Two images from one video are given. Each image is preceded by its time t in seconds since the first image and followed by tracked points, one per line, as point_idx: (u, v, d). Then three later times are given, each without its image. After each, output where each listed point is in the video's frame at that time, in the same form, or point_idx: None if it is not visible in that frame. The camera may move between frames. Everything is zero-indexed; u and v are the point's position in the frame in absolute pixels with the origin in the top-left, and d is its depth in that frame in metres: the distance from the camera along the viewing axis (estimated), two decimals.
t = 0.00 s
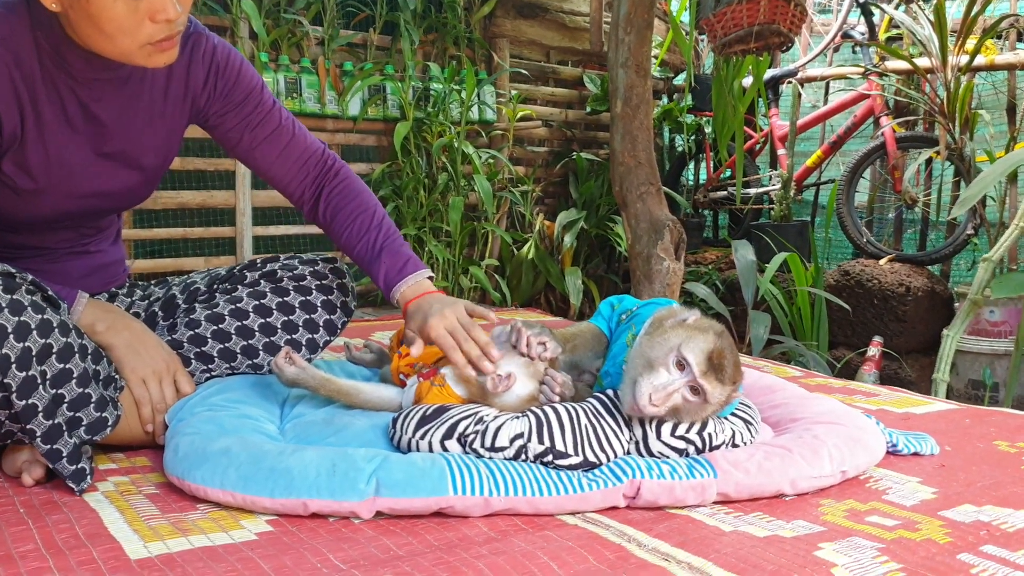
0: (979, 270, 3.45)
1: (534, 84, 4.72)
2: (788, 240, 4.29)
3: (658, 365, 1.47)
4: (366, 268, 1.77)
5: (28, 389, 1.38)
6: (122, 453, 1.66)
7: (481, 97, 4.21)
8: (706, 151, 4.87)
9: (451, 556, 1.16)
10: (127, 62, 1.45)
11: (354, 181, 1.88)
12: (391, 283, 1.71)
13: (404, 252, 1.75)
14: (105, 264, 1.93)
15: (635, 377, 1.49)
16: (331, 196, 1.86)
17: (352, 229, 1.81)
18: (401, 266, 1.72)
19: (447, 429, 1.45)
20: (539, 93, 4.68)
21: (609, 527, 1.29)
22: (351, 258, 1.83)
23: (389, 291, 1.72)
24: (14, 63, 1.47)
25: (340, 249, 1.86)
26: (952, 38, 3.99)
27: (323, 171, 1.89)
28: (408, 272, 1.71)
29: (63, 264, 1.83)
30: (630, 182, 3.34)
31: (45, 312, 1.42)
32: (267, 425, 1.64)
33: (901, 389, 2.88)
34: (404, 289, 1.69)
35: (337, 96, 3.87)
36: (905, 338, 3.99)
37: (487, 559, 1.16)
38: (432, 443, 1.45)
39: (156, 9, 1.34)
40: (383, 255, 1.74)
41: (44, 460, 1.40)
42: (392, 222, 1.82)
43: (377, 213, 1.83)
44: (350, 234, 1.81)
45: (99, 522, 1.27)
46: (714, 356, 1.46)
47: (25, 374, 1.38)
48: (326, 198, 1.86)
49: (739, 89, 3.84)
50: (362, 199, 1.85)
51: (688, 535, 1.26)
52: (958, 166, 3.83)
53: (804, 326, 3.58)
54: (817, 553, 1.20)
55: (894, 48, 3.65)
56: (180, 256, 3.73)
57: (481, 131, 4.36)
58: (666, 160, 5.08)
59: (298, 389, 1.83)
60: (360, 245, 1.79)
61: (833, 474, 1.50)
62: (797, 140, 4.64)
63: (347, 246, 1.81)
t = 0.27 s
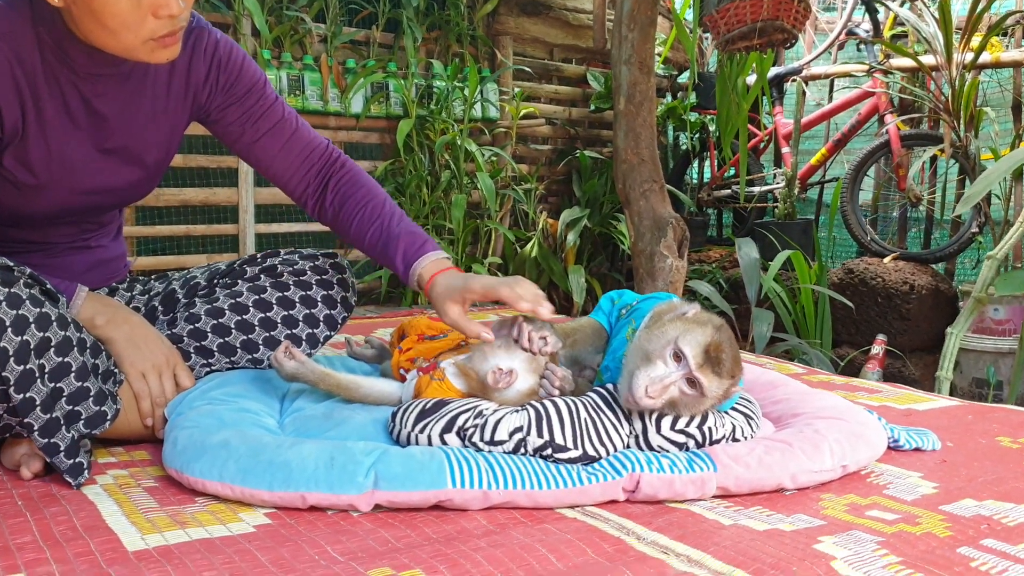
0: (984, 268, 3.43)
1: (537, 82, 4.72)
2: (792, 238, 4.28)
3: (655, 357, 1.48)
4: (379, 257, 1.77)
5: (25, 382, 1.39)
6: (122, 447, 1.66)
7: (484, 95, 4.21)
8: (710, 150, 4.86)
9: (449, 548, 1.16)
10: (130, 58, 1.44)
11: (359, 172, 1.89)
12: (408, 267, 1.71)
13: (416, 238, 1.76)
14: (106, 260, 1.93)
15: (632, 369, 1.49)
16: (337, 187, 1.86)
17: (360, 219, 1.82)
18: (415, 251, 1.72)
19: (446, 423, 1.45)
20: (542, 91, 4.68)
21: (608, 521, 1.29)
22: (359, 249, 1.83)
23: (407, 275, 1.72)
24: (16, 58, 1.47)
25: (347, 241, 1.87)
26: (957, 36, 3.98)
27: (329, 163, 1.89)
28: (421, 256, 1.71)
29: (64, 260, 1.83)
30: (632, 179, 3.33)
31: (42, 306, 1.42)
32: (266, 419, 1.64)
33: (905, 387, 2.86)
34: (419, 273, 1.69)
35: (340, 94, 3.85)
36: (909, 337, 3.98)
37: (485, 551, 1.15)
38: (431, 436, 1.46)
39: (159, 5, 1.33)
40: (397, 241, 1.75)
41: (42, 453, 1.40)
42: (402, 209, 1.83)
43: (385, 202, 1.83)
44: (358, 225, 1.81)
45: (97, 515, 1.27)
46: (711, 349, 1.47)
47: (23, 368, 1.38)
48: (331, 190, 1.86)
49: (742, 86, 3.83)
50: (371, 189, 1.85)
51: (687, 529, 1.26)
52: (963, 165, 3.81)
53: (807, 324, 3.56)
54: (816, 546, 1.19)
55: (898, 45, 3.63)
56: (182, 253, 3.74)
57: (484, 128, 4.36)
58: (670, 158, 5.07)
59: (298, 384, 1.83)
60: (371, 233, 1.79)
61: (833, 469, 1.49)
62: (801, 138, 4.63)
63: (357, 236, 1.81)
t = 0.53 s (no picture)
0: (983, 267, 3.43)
1: (537, 81, 4.72)
2: (791, 238, 4.28)
3: (650, 350, 1.48)
4: (402, 246, 1.80)
5: (18, 377, 1.39)
6: (117, 441, 1.66)
7: (484, 93, 4.21)
8: (709, 149, 4.85)
9: (442, 541, 1.16)
10: (131, 52, 1.42)
11: (363, 160, 1.91)
12: (433, 256, 1.76)
13: (432, 225, 1.80)
14: (102, 255, 1.93)
15: (628, 362, 1.50)
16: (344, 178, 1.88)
17: (369, 208, 1.84)
18: (432, 240, 1.77)
19: (442, 417, 1.45)
20: (543, 90, 4.68)
21: (604, 515, 1.29)
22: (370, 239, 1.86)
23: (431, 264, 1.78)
24: (14, 53, 1.45)
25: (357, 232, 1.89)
26: (956, 36, 3.98)
27: (333, 154, 1.91)
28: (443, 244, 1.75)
29: (60, 254, 1.83)
30: (632, 178, 3.32)
31: (36, 300, 1.42)
32: (261, 414, 1.64)
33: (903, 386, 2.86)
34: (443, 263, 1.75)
35: (339, 91, 3.86)
36: (907, 337, 3.98)
37: (479, 544, 1.15)
38: (427, 430, 1.45)
39: None
40: (418, 230, 1.78)
41: (34, 448, 1.40)
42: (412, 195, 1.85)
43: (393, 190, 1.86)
44: (369, 215, 1.84)
45: (90, 508, 1.27)
46: (706, 342, 1.48)
47: (15, 363, 1.38)
48: (338, 181, 1.88)
49: (742, 85, 3.84)
50: (379, 178, 1.88)
51: (682, 523, 1.26)
52: (962, 164, 3.81)
53: (806, 323, 3.55)
54: (811, 540, 1.19)
55: (898, 45, 3.63)
56: (181, 251, 3.74)
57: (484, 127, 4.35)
58: (670, 158, 5.07)
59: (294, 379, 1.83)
60: (387, 225, 1.82)
61: (830, 464, 1.49)
62: (801, 138, 4.62)
63: (371, 227, 1.84)
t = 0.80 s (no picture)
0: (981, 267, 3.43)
1: (535, 81, 4.72)
2: (789, 238, 4.28)
3: (645, 345, 1.48)
4: (398, 240, 1.84)
5: (15, 371, 1.37)
6: (113, 437, 1.65)
7: (482, 92, 4.21)
8: (707, 149, 4.85)
9: (439, 536, 1.15)
10: (133, 48, 1.41)
11: (361, 158, 1.93)
12: (429, 247, 1.81)
13: (427, 218, 1.84)
14: (99, 251, 1.93)
15: (623, 357, 1.50)
16: (343, 176, 1.90)
17: (369, 204, 1.88)
18: (431, 233, 1.81)
19: (438, 413, 1.45)
20: (541, 90, 4.68)
21: (600, 511, 1.28)
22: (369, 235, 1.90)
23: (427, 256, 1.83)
24: (14, 49, 1.43)
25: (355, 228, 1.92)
26: (954, 36, 3.98)
27: (332, 152, 1.93)
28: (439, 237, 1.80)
29: (57, 251, 1.82)
30: (630, 177, 3.32)
31: (33, 294, 1.41)
32: (258, 410, 1.63)
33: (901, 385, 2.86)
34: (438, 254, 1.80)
35: (337, 90, 3.86)
36: (905, 336, 3.98)
37: (475, 539, 1.15)
38: (423, 426, 1.45)
39: None
40: (413, 223, 1.82)
41: (31, 443, 1.38)
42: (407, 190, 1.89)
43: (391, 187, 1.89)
44: (369, 211, 1.87)
45: (85, 503, 1.26)
46: (700, 337, 1.46)
47: (13, 356, 1.36)
48: (338, 180, 1.91)
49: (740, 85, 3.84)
50: (376, 174, 1.91)
51: (679, 519, 1.25)
52: (960, 164, 3.81)
53: (804, 323, 3.54)
54: (808, 536, 1.19)
55: (896, 45, 3.63)
56: (179, 250, 3.74)
57: (482, 126, 4.35)
58: (668, 158, 5.08)
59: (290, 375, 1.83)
60: (383, 218, 1.86)
61: (827, 461, 1.49)
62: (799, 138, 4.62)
63: (369, 222, 1.88)
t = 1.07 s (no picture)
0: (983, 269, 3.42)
1: (537, 83, 4.72)
2: (790, 240, 4.28)
3: (644, 346, 1.49)
4: (387, 237, 1.85)
5: (16, 368, 1.37)
6: (113, 437, 1.66)
7: (483, 95, 4.21)
8: (709, 152, 4.84)
9: (439, 536, 1.15)
10: (135, 45, 1.42)
11: (356, 157, 1.95)
12: (415, 241, 1.81)
13: (414, 213, 1.85)
14: (100, 251, 1.93)
15: (623, 358, 1.51)
16: (338, 175, 1.92)
17: (362, 202, 1.89)
18: (418, 229, 1.82)
19: (439, 413, 1.45)
20: (543, 92, 4.68)
21: (600, 511, 1.28)
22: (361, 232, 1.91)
23: (413, 250, 1.83)
24: (14, 48, 1.43)
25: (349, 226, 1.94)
26: (956, 39, 3.98)
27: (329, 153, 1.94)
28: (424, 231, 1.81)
29: (58, 251, 1.82)
30: (631, 179, 3.32)
31: (34, 293, 1.41)
32: (259, 410, 1.64)
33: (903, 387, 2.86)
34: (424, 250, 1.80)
35: (339, 93, 3.87)
36: (907, 339, 3.98)
37: (475, 539, 1.15)
38: (423, 427, 1.45)
39: None
40: (401, 218, 1.83)
41: (32, 441, 1.39)
42: (397, 186, 1.91)
43: (384, 185, 1.91)
44: (361, 210, 1.88)
45: (85, 502, 1.27)
46: (700, 338, 1.46)
47: (13, 354, 1.37)
48: (333, 178, 1.92)
49: (741, 88, 3.84)
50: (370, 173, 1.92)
51: (679, 520, 1.25)
52: (961, 167, 3.81)
53: (806, 326, 3.54)
54: (808, 537, 1.18)
55: (898, 48, 3.62)
56: (180, 252, 3.74)
57: (483, 129, 4.36)
58: (669, 161, 5.08)
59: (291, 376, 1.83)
60: (372, 215, 1.87)
61: (828, 462, 1.48)
62: (800, 141, 4.62)
63: (359, 218, 1.89)
